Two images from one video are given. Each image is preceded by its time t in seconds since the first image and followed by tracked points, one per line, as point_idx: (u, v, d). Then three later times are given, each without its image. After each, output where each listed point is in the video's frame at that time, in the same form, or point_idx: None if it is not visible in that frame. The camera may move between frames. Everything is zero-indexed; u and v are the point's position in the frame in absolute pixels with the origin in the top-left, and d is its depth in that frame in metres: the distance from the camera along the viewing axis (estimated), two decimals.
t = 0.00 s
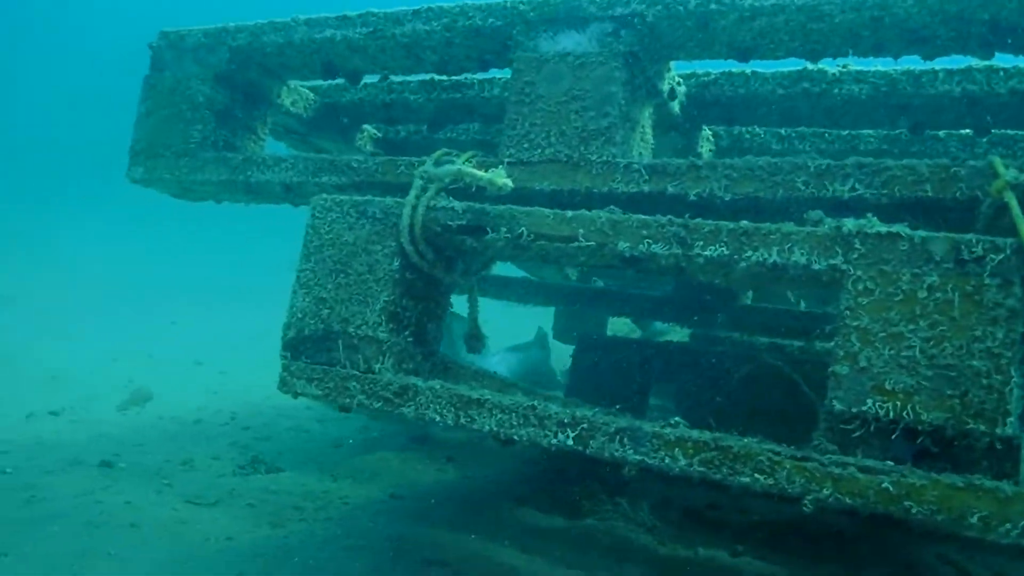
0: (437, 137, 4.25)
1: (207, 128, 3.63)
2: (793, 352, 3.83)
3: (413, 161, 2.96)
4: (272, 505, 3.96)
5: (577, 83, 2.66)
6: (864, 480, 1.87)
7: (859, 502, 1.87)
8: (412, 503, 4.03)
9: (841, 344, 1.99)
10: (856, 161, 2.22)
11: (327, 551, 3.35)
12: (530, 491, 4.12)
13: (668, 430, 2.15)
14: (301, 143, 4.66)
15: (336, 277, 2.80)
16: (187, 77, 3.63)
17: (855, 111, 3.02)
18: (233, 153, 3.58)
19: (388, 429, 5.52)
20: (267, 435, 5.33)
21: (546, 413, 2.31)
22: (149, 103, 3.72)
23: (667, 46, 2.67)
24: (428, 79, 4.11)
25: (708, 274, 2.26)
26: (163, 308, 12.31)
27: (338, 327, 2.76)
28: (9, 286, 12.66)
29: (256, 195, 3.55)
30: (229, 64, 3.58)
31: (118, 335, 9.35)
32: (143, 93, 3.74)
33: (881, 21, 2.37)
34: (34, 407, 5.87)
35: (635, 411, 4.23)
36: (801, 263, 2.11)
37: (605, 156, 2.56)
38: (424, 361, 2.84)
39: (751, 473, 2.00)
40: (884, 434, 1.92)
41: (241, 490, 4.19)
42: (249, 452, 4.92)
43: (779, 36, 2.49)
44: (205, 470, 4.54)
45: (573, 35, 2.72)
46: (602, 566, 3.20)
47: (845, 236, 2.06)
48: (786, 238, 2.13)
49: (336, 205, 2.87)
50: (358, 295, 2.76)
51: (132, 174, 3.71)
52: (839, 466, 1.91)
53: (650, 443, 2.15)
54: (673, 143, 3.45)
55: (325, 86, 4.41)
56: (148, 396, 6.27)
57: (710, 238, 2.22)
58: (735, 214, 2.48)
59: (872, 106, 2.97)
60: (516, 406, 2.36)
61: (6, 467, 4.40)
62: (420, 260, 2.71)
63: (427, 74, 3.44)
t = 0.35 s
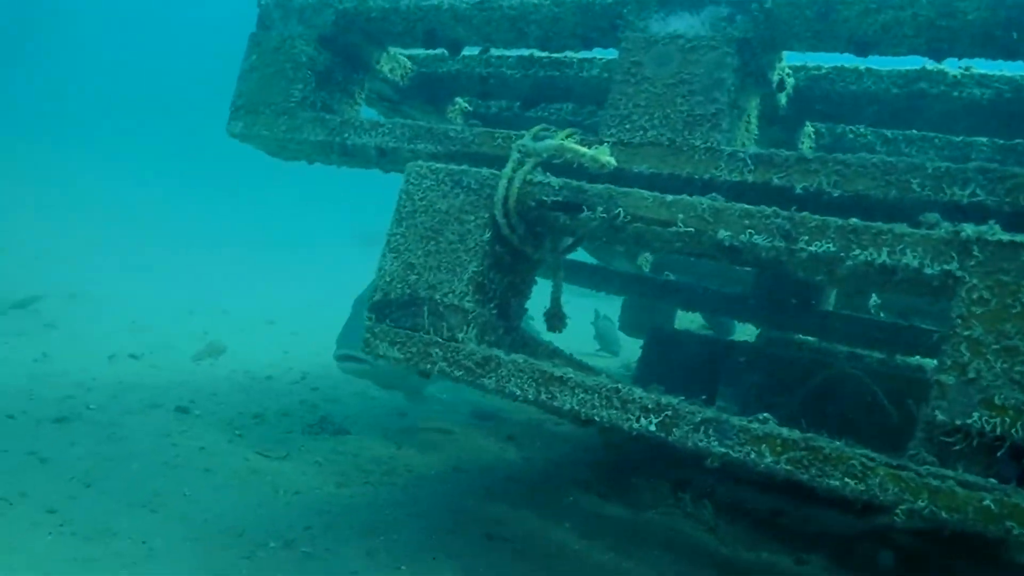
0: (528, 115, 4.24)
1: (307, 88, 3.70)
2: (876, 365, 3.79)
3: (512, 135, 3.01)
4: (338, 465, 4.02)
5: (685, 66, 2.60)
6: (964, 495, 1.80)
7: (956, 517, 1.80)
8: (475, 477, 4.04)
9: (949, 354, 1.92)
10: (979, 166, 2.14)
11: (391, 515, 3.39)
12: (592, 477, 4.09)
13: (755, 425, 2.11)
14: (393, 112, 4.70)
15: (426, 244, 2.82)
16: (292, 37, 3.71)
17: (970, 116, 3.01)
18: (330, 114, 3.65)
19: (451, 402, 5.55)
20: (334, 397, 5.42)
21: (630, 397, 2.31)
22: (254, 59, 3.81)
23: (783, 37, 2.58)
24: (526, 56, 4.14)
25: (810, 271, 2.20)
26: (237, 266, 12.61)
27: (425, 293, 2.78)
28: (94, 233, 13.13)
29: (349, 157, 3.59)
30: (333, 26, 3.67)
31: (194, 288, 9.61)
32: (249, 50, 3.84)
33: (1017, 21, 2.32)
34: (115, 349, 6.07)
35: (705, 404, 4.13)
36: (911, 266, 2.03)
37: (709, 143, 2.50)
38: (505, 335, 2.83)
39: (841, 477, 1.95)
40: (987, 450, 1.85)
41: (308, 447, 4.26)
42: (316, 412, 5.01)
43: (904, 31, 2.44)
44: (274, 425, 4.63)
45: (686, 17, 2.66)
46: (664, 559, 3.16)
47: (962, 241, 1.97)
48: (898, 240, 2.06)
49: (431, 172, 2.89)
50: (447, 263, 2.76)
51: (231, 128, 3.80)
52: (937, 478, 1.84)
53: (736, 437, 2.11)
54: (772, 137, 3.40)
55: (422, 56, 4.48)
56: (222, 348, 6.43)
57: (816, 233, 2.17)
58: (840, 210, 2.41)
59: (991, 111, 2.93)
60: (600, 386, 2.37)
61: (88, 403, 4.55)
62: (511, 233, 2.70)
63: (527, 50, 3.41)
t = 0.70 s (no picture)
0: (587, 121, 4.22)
1: (370, 94, 3.74)
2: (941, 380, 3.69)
3: (573, 143, 3.01)
4: (392, 469, 4.04)
5: (752, 75, 2.57)
6: None
7: None
8: (527, 485, 4.03)
9: None
10: None
11: (445, 521, 3.39)
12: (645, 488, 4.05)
13: (823, 444, 2.09)
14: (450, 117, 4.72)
15: (486, 251, 2.82)
16: (356, 43, 3.76)
17: None
18: (391, 121, 3.69)
19: (502, 408, 5.55)
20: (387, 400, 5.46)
21: (693, 411, 2.29)
22: (317, 65, 3.86)
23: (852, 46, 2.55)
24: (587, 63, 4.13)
25: (881, 286, 2.14)
26: (290, 267, 12.79)
27: (483, 300, 2.77)
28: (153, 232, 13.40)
29: (409, 163, 3.62)
30: (396, 33, 3.72)
31: (250, 288, 9.77)
32: (313, 56, 3.89)
33: None
34: (174, 348, 6.19)
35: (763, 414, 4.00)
36: (990, 282, 1.97)
37: (776, 154, 2.47)
38: (564, 344, 2.81)
39: (913, 500, 1.92)
40: None
41: (362, 450, 4.29)
42: (369, 415, 5.05)
43: (982, 40, 2.37)
44: (328, 427, 4.67)
45: (754, 25, 2.62)
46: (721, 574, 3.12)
47: None
48: (976, 256, 2.00)
49: (492, 179, 2.90)
50: (506, 271, 2.76)
51: (294, 133, 3.85)
52: (1016, 505, 1.83)
53: (802, 455, 2.09)
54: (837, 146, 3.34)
55: (483, 63, 4.49)
56: (277, 349, 6.51)
57: (888, 248, 2.12)
58: (912, 222, 2.36)
59: None
60: (661, 399, 2.35)
61: (149, 401, 4.64)
62: (571, 242, 2.69)
63: (589, 56, 3.42)
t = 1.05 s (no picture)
0: (630, 109, 4.17)
1: (411, 96, 3.75)
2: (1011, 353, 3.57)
3: (619, 132, 2.97)
4: (452, 468, 4.05)
5: (800, 52, 2.51)
6: None
7: None
8: (588, 478, 4.00)
9: None
10: None
11: (509, 519, 3.39)
12: (708, 477, 3.98)
13: (894, 426, 2.04)
14: (492, 113, 4.72)
15: (537, 246, 2.80)
16: (395, 46, 3.78)
17: None
18: (434, 121, 3.69)
19: (559, 402, 5.53)
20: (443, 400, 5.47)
21: (757, 398, 2.25)
22: (358, 71, 3.88)
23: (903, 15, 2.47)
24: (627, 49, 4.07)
25: (948, 261, 2.06)
26: (339, 272, 12.91)
27: (537, 296, 2.75)
28: (203, 244, 13.63)
29: (454, 163, 3.61)
30: (434, 33, 3.71)
31: (303, 295, 9.89)
32: (353, 62, 3.91)
33: None
34: (232, 357, 6.28)
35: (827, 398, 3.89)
36: None
37: (830, 130, 2.41)
38: (619, 336, 2.77)
39: (994, 480, 1.85)
40: None
41: (422, 451, 4.31)
42: (427, 415, 5.07)
43: None
44: (387, 429, 4.70)
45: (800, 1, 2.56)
46: (792, 561, 3.06)
47: None
48: None
49: (539, 174, 2.88)
50: (558, 265, 2.74)
51: (339, 139, 3.88)
52: None
53: (873, 438, 2.04)
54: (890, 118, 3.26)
55: (522, 56, 4.46)
56: (333, 354, 6.57)
57: (953, 221, 2.05)
58: (977, 193, 2.28)
59: None
60: (723, 388, 2.31)
61: (212, 411, 4.72)
62: (623, 233, 2.66)
63: (630, 44, 3.40)
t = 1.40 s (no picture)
0: (676, 107, 4.14)
1: (458, 100, 3.77)
2: None
3: (669, 131, 2.95)
4: (504, 471, 4.05)
5: (855, 46, 2.46)
6: None
7: None
8: (642, 480, 3.98)
9: None
10: None
11: (564, 522, 3.38)
12: (763, 477, 3.93)
13: (964, 427, 2.00)
14: (536, 115, 4.73)
15: (588, 249, 2.79)
16: (441, 51, 3.80)
17: None
18: (481, 125, 3.70)
19: (608, 403, 5.50)
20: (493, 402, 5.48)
21: (819, 399, 2.22)
22: (405, 76, 3.91)
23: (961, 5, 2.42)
24: (672, 47, 4.04)
25: (1017, 257, 2.01)
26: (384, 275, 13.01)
27: (589, 299, 2.74)
28: (251, 250, 13.83)
29: (501, 166, 3.62)
30: (480, 37, 3.72)
31: (350, 298, 9.98)
32: (400, 68, 3.93)
33: None
34: (283, 362, 6.37)
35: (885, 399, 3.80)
36: None
37: (889, 125, 2.36)
38: (674, 338, 2.74)
39: None
40: None
41: (474, 453, 4.32)
42: (478, 417, 5.08)
43: None
44: (439, 432, 4.72)
45: None
46: (855, 564, 3.00)
47: None
48: None
49: (589, 175, 2.86)
50: (611, 268, 2.72)
51: (387, 145, 3.91)
52: None
53: (943, 440, 2.00)
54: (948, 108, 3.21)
55: (564, 57, 4.44)
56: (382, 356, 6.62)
57: (1022, 217, 1.99)
58: None
59: None
60: (784, 390, 2.28)
61: (267, 416, 4.79)
62: (677, 234, 2.63)
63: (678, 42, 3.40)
